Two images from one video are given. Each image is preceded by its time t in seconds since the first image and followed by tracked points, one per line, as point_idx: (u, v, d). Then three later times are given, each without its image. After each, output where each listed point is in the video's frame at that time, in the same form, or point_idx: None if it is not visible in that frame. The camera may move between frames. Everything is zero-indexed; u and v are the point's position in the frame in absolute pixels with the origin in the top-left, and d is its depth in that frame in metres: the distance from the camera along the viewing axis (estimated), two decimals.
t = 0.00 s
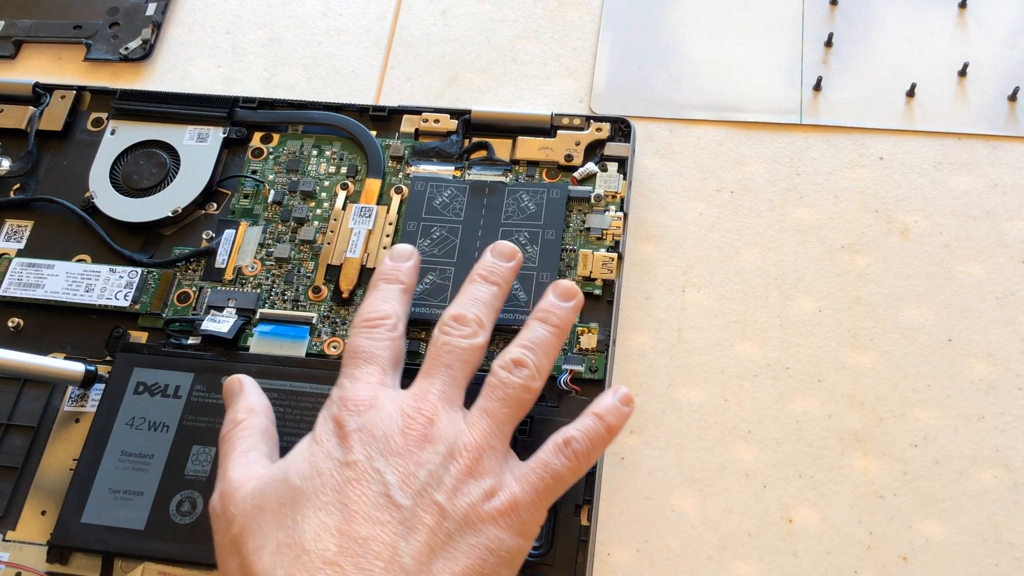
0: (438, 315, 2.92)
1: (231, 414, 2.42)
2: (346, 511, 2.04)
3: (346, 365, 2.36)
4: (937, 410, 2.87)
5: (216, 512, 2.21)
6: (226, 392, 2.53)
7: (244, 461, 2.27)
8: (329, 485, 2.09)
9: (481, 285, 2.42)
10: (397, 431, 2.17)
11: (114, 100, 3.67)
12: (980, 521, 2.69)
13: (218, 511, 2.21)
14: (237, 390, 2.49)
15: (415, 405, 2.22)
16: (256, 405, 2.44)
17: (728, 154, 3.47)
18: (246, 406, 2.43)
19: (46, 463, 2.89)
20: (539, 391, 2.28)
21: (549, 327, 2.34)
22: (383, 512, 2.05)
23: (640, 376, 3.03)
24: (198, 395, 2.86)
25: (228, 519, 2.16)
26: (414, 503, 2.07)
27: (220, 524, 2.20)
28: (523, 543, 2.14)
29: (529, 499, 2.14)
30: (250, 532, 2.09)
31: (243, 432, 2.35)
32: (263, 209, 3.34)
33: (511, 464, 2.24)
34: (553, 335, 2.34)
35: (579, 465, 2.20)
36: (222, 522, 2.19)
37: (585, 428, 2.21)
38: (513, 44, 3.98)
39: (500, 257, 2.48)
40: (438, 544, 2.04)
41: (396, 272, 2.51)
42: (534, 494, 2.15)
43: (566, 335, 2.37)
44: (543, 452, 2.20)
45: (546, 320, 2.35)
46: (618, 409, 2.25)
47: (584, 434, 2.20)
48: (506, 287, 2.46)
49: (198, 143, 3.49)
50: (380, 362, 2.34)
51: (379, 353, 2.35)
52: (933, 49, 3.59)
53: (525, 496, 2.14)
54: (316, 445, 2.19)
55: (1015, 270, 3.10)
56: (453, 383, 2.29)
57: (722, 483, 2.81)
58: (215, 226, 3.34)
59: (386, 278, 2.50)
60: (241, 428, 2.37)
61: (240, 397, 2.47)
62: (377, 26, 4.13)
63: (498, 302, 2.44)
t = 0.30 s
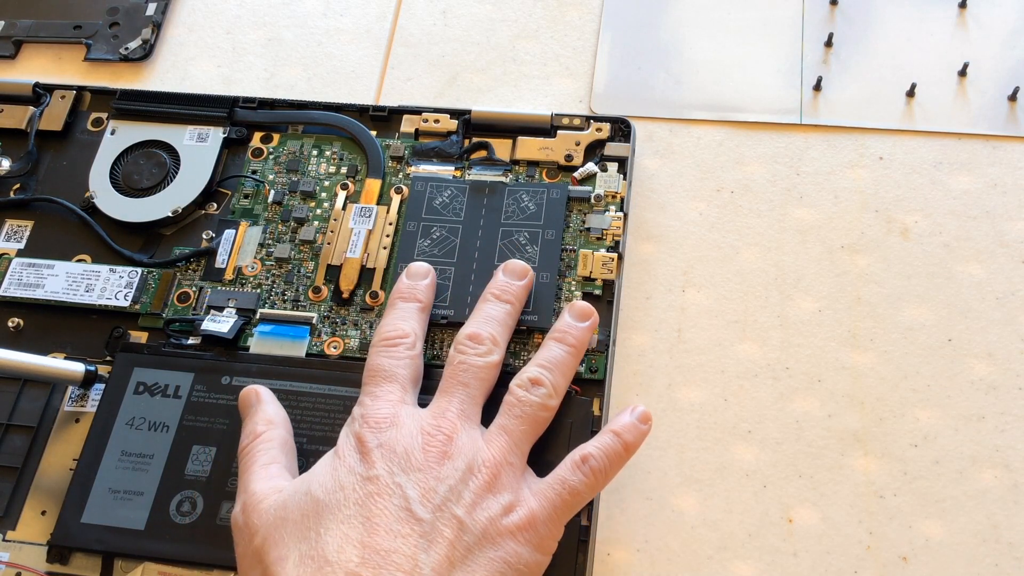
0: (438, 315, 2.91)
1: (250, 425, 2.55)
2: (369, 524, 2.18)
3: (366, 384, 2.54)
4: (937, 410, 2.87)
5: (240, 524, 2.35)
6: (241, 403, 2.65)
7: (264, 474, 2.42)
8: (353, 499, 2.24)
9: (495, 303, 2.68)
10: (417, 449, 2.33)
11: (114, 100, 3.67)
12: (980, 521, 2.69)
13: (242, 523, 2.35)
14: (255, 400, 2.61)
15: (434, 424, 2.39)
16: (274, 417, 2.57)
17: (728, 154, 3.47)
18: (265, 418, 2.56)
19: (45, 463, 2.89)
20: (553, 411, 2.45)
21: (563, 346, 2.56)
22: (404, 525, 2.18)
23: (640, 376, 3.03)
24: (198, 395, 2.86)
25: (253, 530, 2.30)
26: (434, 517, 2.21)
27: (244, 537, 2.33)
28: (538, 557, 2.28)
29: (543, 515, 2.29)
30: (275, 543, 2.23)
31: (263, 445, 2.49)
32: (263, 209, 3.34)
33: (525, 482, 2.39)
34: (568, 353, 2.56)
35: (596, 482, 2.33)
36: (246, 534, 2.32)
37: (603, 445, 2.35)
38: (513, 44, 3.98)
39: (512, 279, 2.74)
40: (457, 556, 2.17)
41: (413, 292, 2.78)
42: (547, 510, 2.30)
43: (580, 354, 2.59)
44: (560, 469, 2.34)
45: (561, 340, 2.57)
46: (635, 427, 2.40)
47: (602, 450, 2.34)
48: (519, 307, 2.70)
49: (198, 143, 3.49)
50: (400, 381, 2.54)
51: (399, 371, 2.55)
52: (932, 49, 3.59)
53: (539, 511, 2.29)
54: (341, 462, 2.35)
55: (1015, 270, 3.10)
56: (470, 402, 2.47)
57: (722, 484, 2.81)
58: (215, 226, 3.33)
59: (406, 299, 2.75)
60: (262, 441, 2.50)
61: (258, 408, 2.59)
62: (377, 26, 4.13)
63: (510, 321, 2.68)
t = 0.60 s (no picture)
0: (438, 315, 2.91)
1: (251, 429, 2.55)
2: (368, 528, 2.19)
3: (366, 388, 2.55)
4: (937, 410, 2.87)
5: (241, 529, 2.36)
6: (243, 406, 2.65)
7: (266, 478, 2.43)
8: (352, 504, 2.25)
9: (495, 305, 2.68)
10: (416, 454, 2.33)
11: (114, 100, 3.67)
12: (980, 521, 2.69)
13: (242, 527, 2.36)
14: (256, 404, 2.61)
15: (434, 428, 2.40)
16: (275, 421, 2.57)
17: (728, 154, 3.47)
18: (266, 423, 2.55)
19: (45, 463, 2.89)
20: (552, 414, 2.46)
21: (562, 350, 2.57)
22: (403, 530, 2.19)
23: (640, 376, 3.03)
24: (197, 395, 2.86)
25: (253, 535, 2.31)
26: (433, 521, 2.21)
27: (245, 541, 2.34)
28: (539, 562, 2.29)
29: (542, 518, 2.30)
30: (275, 549, 2.24)
31: (263, 449, 2.49)
32: (263, 209, 3.34)
33: (525, 485, 2.40)
34: (566, 356, 2.57)
35: (595, 485, 2.34)
36: (246, 539, 2.33)
37: (602, 448, 2.36)
38: (513, 44, 3.98)
39: (512, 281, 2.75)
40: (456, 560, 2.18)
41: (413, 293, 2.78)
42: (546, 513, 2.30)
43: (578, 357, 2.61)
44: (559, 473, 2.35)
45: (560, 343, 2.59)
46: (634, 431, 2.41)
47: (601, 454, 2.34)
48: (518, 309, 2.72)
49: (198, 143, 3.49)
50: (400, 385, 2.54)
51: (398, 375, 2.55)
52: (932, 49, 3.59)
53: (539, 515, 2.30)
54: (339, 467, 2.36)
55: (1015, 270, 3.10)
56: (469, 405, 2.48)
57: (722, 483, 2.81)
58: (215, 226, 3.34)
59: (406, 300, 2.76)
60: (263, 445, 2.50)
61: (259, 412, 2.59)
62: (377, 26, 4.13)
63: (509, 323, 2.69)
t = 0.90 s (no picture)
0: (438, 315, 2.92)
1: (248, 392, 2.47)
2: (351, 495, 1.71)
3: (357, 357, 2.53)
4: (937, 410, 2.87)
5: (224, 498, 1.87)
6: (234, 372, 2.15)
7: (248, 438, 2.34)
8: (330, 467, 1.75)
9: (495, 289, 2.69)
10: (403, 413, 1.79)
11: (114, 100, 3.67)
12: (980, 521, 2.69)
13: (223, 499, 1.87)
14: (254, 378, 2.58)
15: (423, 383, 1.83)
16: (265, 384, 2.07)
17: (728, 154, 3.47)
18: (254, 390, 2.05)
19: (46, 463, 2.89)
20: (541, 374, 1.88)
21: (550, 305, 1.89)
22: (389, 497, 1.71)
23: (640, 376, 3.03)
24: (197, 395, 2.86)
25: (232, 505, 1.82)
26: (423, 486, 1.73)
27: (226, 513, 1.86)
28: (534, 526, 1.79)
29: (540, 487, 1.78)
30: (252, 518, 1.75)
31: (248, 416, 1.98)
32: (263, 209, 3.34)
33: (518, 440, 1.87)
34: (552, 313, 1.88)
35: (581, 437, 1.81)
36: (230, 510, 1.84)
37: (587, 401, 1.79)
38: (513, 43, 3.98)
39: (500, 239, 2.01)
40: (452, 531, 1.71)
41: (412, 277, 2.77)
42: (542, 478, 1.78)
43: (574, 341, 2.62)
44: (548, 430, 1.80)
45: (546, 297, 1.89)
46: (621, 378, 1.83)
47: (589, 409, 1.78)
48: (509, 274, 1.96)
49: (198, 143, 3.49)
50: (385, 343, 1.88)
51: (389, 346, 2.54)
52: (932, 49, 3.59)
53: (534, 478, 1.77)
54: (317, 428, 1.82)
55: (1015, 270, 3.10)
56: (459, 364, 1.86)
57: (722, 483, 2.81)
58: (215, 226, 3.33)
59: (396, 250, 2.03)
60: (249, 411, 1.99)
61: (247, 378, 2.08)
62: (377, 26, 4.13)
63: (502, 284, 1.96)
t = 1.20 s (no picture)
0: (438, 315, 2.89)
1: (212, 339, 2.55)
2: (330, 410, 2.13)
3: (316, 278, 2.51)
4: (937, 410, 2.87)
5: (208, 427, 2.32)
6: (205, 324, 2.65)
7: (228, 379, 2.40)
8: (310, 388, 2.19)
9: (471, 233, 2.65)
10: (368, 336, 2.29)
11: (115, 100, 3.67)
12: (980, 521, 2.69)
13: (210, 427, 2.31)
14: (217, 317, 2.61)
15: (380, 307, 2.38)
16: (235, 331, 2.58)
17: (728, 154, 3.47)
18: (226, 332, 2.56)
19: (46, 463, 2.89)
20: (479, 289, 2.57)
21: (477, 233, 2.67)
22: (366, 408, 2.14)
23: (640, 376, 3.03)
24: (198, 395, 2.86)
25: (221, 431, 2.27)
26: (393, 398, 2.19)
27: (212, 439, 2.30)
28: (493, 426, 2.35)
29: (494, 381, 2.40)
30: (243, 441, 2.18)
31: (224, 355, 2.49)
32: (263, 209, 3.34)
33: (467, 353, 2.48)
34: (482, 238, 2.67)
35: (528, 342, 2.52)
36: (215, 436, 2.28)
37: (528, 308, 2.56)
38: (513, 43, 3.98)
39: (427, 190, 2.77)
40: (422, 433, 2.18)
41: (373, 203, 2.73)
42: (497, 375, 2.41)
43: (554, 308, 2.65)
44: (495, 336, 2.49)
45: (473, 228, 2.67)
46: (550, 288, 2.63)
47: (528, 312, 2.54)
48: (436, 215, 2.75)
49: (198, 143, 3.49)
50: (352, 275, 2.52)
51: (350, 265, 2.53)
52: (932, 49, 3.59)
53: (491, 378, 2.40)
54: (292, 357, 2.28)
55: (1015, 270, 3.10)
56: (411, 287, 2.50)
57: (722, 483, 2.81)
58: (215, 226, 3.34)
59: (366, 206, 2.72)
60: (225, 350, 2.50)
61: (218, 326, 2.59)
62: (377, 26, 4.13)
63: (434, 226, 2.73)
